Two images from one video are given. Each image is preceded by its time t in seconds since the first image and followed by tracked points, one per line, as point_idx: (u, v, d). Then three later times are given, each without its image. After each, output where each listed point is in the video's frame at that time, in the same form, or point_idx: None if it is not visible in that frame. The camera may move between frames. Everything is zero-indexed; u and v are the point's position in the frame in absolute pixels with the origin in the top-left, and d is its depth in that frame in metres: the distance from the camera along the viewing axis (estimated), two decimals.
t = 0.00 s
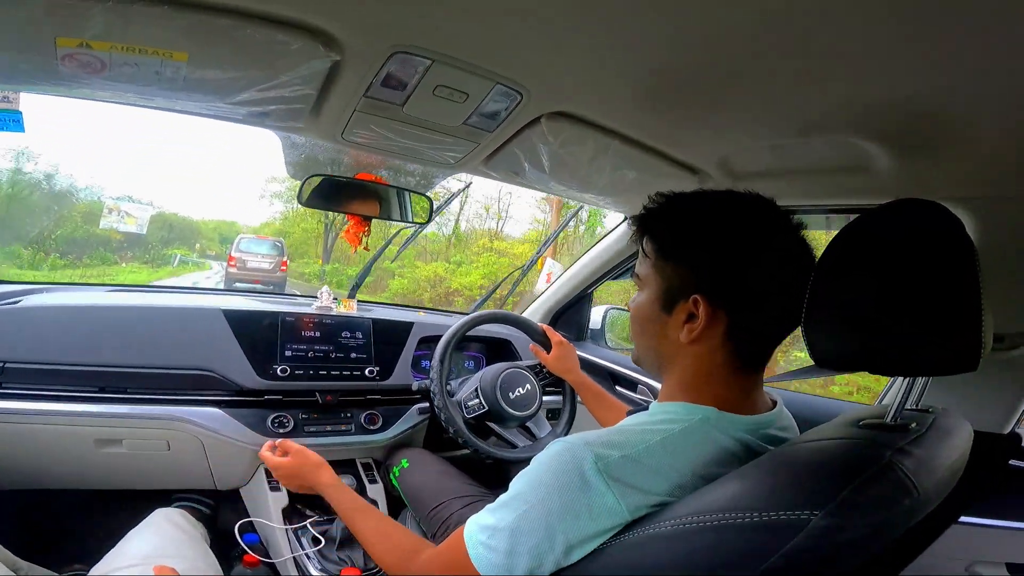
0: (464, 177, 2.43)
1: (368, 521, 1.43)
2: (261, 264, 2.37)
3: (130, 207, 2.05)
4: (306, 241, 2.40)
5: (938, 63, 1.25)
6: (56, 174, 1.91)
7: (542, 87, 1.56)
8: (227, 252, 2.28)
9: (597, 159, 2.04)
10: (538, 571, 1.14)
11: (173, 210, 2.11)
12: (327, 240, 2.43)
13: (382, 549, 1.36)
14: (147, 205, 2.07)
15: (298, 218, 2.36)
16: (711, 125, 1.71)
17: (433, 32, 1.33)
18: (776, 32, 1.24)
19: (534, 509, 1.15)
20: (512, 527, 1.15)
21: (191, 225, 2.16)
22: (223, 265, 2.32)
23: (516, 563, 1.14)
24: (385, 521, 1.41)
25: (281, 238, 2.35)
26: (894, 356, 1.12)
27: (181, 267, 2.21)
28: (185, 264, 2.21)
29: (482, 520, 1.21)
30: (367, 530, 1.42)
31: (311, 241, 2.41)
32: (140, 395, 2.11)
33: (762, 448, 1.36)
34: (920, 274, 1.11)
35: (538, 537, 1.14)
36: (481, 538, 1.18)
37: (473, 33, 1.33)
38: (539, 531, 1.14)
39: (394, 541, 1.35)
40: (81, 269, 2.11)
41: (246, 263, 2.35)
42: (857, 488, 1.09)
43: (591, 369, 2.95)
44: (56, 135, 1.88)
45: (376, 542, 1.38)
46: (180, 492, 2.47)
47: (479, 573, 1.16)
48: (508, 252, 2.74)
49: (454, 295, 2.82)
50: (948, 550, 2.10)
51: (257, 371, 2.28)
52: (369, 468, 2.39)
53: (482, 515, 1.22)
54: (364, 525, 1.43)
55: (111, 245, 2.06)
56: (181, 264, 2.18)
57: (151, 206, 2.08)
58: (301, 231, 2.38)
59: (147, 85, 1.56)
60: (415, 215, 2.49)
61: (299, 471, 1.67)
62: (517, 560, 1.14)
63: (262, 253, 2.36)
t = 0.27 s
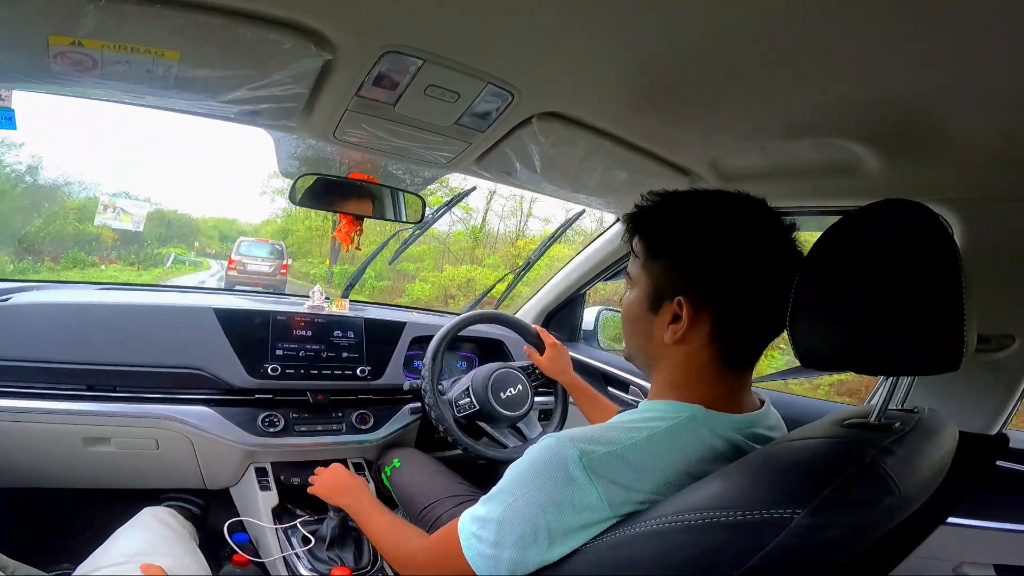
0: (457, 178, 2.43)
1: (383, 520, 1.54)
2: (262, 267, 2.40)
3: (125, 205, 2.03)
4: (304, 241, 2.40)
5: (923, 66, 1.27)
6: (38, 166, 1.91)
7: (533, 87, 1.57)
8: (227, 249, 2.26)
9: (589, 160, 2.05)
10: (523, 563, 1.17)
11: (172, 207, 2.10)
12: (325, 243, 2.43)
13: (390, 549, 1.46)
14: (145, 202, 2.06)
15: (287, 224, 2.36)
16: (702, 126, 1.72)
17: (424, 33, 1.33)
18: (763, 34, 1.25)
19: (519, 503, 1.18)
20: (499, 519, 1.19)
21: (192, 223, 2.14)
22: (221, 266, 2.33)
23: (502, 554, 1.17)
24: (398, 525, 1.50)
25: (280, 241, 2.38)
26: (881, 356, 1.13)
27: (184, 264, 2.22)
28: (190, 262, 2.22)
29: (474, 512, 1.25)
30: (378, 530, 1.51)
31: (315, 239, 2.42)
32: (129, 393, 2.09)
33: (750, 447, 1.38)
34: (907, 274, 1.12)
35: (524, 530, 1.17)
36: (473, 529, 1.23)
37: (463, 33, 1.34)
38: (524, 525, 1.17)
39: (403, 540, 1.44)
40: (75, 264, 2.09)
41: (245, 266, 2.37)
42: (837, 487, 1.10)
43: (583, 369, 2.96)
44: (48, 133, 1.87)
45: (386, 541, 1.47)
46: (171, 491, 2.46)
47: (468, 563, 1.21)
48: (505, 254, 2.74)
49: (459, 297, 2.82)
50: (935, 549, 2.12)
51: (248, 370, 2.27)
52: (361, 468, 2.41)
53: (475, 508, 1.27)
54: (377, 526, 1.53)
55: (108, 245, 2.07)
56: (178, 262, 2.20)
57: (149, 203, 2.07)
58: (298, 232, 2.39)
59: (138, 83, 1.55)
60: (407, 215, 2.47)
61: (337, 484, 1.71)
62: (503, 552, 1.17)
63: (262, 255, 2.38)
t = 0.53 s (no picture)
0: (452, 180, 2.43)
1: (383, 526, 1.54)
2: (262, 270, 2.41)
3: (120, 203, 2.02)
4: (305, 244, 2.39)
5: (916, 68, 1.28)
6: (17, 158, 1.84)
7: (529, 90, 1.57)
8: (225, 247, 2.28)
9: (585, 162, 2.05)
10: (524, 563, 1.18)
11: (169, 204, 2.09)
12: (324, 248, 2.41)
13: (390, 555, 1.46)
14: (139, 198, 2.04)
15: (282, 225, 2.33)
16: (697, 128, 1.73)
17: (420, 35, 1.33)
18: (758, 37, 1.26)
19: (520, 504, 1.18)
20: (500, 520, 1.19)
21: (191, 223, 2.15)
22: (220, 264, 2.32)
23: (502, 555, 1.17)
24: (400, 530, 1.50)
25: (280, 243, 2.37)
26: (874, 357, 1.14)
27: (182, 266, 2.23)
28: (184, 262, 2.22)
29: (476, 513, 1.25)
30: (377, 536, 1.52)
31: (316, 237, 2.40)
32: (123, 399, 2.08)
33: (748, 447, 1.38)
34: (900, 276, 1.13)
35: (525, 532, 1.17)
36: (474, 529, 1.23)
37: (459, 36, 1.34)
38: (525, 526, 1.17)
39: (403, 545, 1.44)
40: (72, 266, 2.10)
41: (246, 268, 2.38)
42: (836, 488, 1.11)
43: (579, 370, 2.96)
44: (42, 136, 1.86)
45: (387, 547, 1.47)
46: (167, 496, 2.45)
47: (470, 563, 1.22)
48: (495, 254, 2.79)
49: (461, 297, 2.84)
50: (931, 547, 2.13)
51: (244, 374, 2.27)
52: (358, 471, 2.40)
53: (477, 509, 1.27)
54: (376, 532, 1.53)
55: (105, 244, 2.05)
56: (177, 262, 2.20)
57: (143, 199, 2.05)
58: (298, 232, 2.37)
59: (132, 87, 1.55)
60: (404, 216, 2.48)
61: (339, 496, 1.68)
62: (504, 553, 1.17)
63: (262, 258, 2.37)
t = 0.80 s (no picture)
0: (448, 178, 2.44)
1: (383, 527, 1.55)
2: (263, 269, 2.42)
3: (114, 199, 2.02)
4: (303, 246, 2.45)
5: (909, 64, 1.28)
6: None
7: (525, 89, 1.58)
8: (224, 244, 2.27)
9: (581, 159, 2.05)
10: (524, 561, 1.19)
11: (165, 199, 2.12)
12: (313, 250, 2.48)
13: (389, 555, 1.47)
14: (134, 193, 2.06)
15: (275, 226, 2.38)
16: (692, 125, 1.73)
17: (414, 35, 1.33)
18: (751, 35, 1.26)
19: (519, 503, 1.19)
20: (499, 519, 1.20)
21: (188, 217, 2.18)
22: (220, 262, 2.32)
23: (503, 554, 1.19)
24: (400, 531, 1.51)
25: (280, 243, 2.42)
26: (869, 352, 1.16)
27: (177, 264, 2.23)
28: (183, 259, 2.23)
29: (474, 512, 1.26)
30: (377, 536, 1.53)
31: (310, 235, 2.46)
32: (122, 400, 2.07)
33: (744, 441, 1.39)
34: (895, 271, 1.14)
35: (524, 530, 1.18)
36: (473, 528, 1.24)
37: (453, 35, 1.34)
38: (524, 524, 1.18)
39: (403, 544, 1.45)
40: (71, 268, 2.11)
41: (246, 267, 2.39)
42: (833, 480, 1.12)
43: (577, 368, 2.97)
44: (38, 136, 1.86)
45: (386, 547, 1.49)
46: (166, 497, 2.45)
47: (470, 562, 1.23)
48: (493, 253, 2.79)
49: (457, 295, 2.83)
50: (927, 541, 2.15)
51: (242, 375, 2.26)
52: (357, 470, 2.40)
53: (475, 508, 1.28)
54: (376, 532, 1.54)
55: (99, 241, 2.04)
56: (171, 258, 2.21)
57: (138, 193, 2.07)
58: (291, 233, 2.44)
59: (127, 87, 1.55)
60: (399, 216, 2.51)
61: (341, 504, 1.68)
62: (504, 552, 1.18)
63: (262, 258, 2.40)
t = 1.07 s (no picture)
0: (447, 177, 2.45)
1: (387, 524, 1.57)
2: (263, 268, 2.37)
3: (104, 189, 1.98)
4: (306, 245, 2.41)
5: (905, 61, 1.30)
6: None
7: (526, 88, 1.59)
8: (223, 239, 2.24)
9: (580, 158, 2.06)
10: (529, 557, 1.20)
11: (163, 193, 2.08)
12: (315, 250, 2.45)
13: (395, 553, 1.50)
14: (130, 186, 2.03)
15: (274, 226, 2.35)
16: (690, 124, 1.74)
17: (417, 35, 1.35)
18: (749, 34, 1.28)
19: (523, 500, 1.20)
20: (503, 516, 1.21)
21: (186, 212, 2.14)
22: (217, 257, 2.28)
23: (508, 550, 1.20)
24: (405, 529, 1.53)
25: (280, 241, 2.38)
26: (866, 347, 1.18)
27: (171, 260, 2.20)
28: (179, 254, 2.20)
29: (478, 509, 1.27)
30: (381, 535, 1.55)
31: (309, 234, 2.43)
32: (124, 401, 2.09)
33: (745, 437, 1.41)
34: (894, 267, 1.16)
35: (529, 526, 1.19)
36: (478, 526, 1.25)
37: (456, 35, 1.35)
38: (529, 521, 1.19)
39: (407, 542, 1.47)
40: (73, 271, 2.11)
41: (248, 266, 2.34)
42: (834, 473, 1.13)
43: (577, 366, 2.98)
44: (37, 136, 1.86)
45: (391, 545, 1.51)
46: (170, 498, 2.46)
47: (475, 560, 1.24)
48: (495, 252, 2.75)
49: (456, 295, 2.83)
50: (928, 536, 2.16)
51: (244, 375, 2.28)
52: (360, 470, 2.40)
53: (479, 505, 1.29)
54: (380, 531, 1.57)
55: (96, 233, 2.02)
56: (164, 253, 2.17)
57: (132, 186, 2.03)
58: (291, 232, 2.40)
59: (129, 88, 1.56)
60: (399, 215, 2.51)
61: (344, 507, 1.67)
62: (509, 548, 1.19)
63: (263, 256, 2.36)
